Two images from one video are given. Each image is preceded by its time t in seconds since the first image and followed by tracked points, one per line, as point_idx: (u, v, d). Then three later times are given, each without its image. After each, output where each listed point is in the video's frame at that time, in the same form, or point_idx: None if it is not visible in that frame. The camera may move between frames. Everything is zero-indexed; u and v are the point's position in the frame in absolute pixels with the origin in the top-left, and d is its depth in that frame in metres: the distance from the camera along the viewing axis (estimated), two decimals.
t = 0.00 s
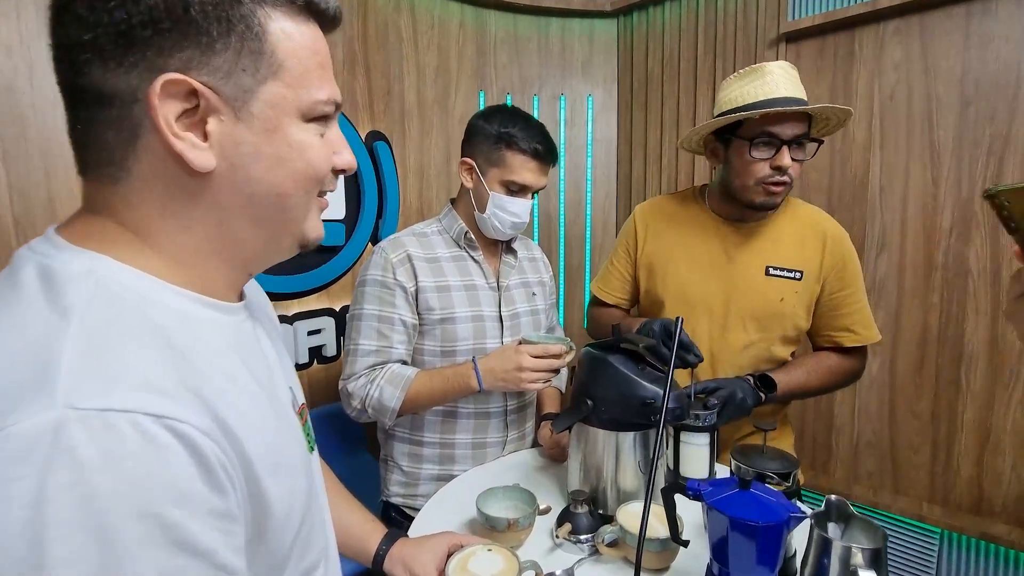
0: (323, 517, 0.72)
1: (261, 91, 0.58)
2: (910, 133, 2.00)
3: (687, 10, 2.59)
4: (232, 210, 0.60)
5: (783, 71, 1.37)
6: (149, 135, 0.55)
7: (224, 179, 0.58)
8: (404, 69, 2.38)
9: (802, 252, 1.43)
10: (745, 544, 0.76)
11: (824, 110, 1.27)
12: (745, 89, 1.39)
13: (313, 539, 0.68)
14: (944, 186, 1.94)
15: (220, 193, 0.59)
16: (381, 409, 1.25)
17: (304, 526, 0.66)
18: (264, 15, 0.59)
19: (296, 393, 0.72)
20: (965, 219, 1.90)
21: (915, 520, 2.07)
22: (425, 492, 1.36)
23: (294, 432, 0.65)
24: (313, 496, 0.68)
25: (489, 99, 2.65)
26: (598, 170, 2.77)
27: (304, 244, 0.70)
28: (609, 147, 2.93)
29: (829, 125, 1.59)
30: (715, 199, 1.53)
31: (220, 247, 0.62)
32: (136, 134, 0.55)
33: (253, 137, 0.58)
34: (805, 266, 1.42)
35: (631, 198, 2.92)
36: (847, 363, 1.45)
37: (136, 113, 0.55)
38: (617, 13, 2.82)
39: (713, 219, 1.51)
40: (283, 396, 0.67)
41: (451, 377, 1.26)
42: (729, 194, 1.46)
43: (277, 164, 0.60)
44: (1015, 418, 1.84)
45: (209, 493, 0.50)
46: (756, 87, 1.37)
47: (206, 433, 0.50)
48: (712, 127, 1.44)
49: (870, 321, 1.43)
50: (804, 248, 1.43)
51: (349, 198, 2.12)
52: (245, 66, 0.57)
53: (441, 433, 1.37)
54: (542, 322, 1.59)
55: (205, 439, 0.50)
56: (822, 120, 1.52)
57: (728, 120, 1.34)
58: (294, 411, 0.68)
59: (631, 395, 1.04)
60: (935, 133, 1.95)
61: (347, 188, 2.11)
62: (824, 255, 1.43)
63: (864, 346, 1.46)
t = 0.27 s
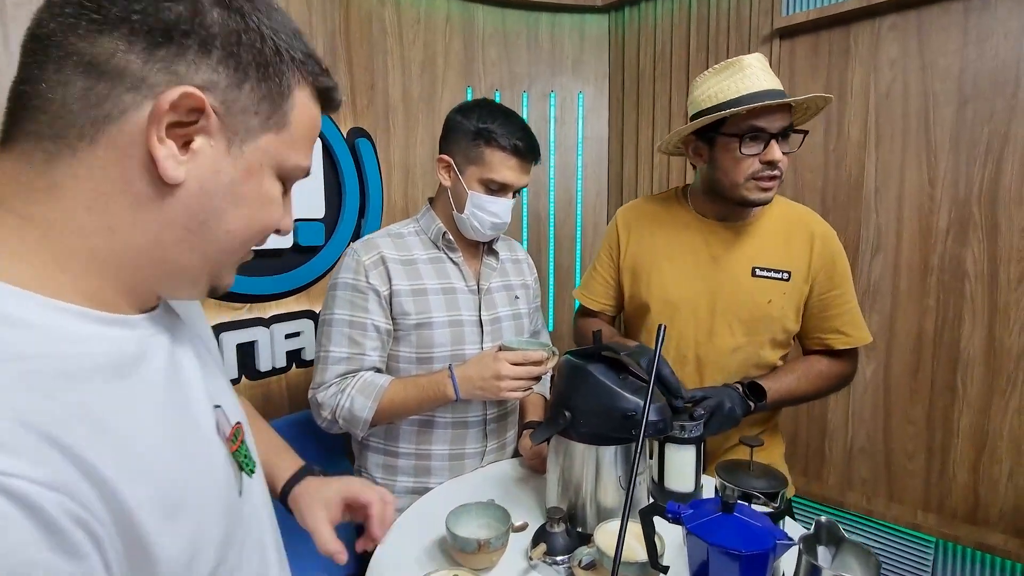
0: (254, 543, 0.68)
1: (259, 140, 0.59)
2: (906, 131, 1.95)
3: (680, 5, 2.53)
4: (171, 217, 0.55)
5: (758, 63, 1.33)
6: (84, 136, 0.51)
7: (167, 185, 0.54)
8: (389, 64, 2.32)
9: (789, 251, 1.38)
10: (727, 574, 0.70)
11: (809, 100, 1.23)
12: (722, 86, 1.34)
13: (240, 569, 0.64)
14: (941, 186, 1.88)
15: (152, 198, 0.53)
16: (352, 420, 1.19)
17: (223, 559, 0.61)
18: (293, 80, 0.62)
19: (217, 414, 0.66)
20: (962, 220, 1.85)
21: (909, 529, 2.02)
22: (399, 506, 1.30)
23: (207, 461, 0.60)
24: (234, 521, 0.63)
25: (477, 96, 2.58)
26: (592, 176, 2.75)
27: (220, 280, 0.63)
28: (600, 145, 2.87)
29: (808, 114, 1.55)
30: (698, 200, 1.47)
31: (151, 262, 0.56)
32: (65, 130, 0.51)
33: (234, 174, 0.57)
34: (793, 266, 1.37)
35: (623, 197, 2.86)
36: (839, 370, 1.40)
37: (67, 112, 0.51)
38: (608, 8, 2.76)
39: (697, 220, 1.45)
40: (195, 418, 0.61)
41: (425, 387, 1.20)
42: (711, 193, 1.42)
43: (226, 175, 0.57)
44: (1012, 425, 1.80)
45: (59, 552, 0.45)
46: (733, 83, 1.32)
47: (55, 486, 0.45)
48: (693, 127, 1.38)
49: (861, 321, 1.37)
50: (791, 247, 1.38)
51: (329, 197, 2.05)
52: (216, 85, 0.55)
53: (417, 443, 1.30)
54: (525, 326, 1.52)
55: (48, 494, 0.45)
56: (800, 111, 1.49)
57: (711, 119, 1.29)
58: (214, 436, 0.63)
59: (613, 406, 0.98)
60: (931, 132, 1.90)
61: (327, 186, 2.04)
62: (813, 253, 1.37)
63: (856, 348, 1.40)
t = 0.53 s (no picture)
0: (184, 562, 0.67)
1: (204, 158, 0.55)
2: (900, 131, 1.91)
3: (672, 3, 2.49)
4: (98, 228, 0.50)
5: (733, 60, 1.29)
6: None
7: (100, 199, 0.50)
8: (375, 62, 2.27)
9: (776, 253, 1.33)
10: None
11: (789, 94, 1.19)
12: (697, 84, 1.30)
13: None
14: (936, 188, 1.85)
15: (74, 198, 0.49)
16: (322, 430, 1.14)
17: None
18: (248, 102, 0.59)
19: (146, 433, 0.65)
20: (957, 223, 1.81)
21: (903, 538, 1.98)
22: (374, 519, 1.25)
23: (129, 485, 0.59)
24: (163, 542, 0.63)
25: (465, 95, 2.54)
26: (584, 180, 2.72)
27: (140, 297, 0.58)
28: (591, 145, 2.82)
29: (790, 109, 1.51)
30: (681, 201, 1.44)
31: (74, 274, 0.52)
32: None
33: (172, 190, 0.53)
34: (781, 267, 1.32)
35: (614, 198, 2.82)
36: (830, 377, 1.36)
37: None
38: (600, 6, 2.72)
39: (681, 221, 1.41)
40: (121, 439, 0.60)
41: (399, 396, 1.14)
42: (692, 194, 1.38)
43: (168, 197, 0.53)
44: (1008, 432, 1.76)
45: None
46: (707, 81, 1.29)
47: None
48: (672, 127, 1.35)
49: (851, 324, 1.33)
50: (778, 248, 1.34)
51: (311, 197, 2.00)
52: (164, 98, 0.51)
53: (393, 454, 1.25)
54: (509, 331, 1.44)
55: None
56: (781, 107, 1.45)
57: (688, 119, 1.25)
58: (141, 457, 0.62)
59: (592, 418, 0.93)
60: (926, 133, 1.86)
61: (309, 186, 1.99)
62: (801, 254, 1.33)
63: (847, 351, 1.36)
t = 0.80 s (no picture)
0: None
1: (126, 132, 0.53)
2: (893, 135, 1.88)
3: (663, 6, 2.47)
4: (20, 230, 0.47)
5: (716, 63, 1.26)
6: None
7: (6, 188, 0.48)
8: (363, 63, 2.24)
9: (763, 259, 1.30)
10: None
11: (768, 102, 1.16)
12: (678, 88, 1.28)
13: None
14: (929, 193, 1.82)
15: None
16: (296, 442, 1.10)
17: None
18: (171, 71, 0.57)
19: (91, 452, 0.64)
20: (951, 229, 1.78)
21: (897, 549, 1.95)
22: (350, 533, 1.21)
23: (63, 508, 0.57)
24: (102, 566, 0.62)
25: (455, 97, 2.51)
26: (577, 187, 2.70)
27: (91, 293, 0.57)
28: (583, 149, 2.79)
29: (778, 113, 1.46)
30: (665, 207, 1.41)
31: None
32: None
33: (92, 174, 0.51)
34: (768, 274, 1.29)
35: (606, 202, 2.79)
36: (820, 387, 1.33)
37: None
38: (592, 8, 2.70)
39: (665, 227, 1.38)
40: (57, 459, 0.59)
41: (375, 407, 1.10)
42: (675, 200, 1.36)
43: (105, 200, 0.52)
44: (1002, 442, 1.73)
45: None
46: (688, 85, 1.26)
47: None
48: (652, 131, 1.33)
49: (840, 332, 1.30)
50: (765, 255, 1.31)
51: (295, 200, 1.96)
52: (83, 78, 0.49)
53: (370, 466, 1.21)
54: (492, 338, 1.39)
55: None
56: (769, 111, 1.41)
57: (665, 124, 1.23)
58: (80, 478, 0.61)
59: (571, 429, 0.90)
60: (918, 138, 1.84)
61: (293, 188, 1.96)
62: (788, 260, 1.30)
63: (836, 360, 1.33)
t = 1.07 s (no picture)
0: None
1: None
2: (884, 143, 1.87)
3: (655, 12, 2.46)
4: None
5: (701, 67, 1.23)
6: None
7: None
8: (351, 67, 2.22)
9: (749, 267, 1.28)
10: None
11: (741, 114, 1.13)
12: (659, 89, 1.25)
13: None
14: (920, 201, 1.80)
15: None
16: (266, 455, 1.04)
17: None
18: None
19: (39, 463, 0.61)
20: (943, 238, 1.76)
21: (890, 563, 1.90)
22: (323, 549, 1.15)
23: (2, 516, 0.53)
24: None
25: (445, 103, 2.49)
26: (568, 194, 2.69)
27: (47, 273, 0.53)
28: (575, 155, 2.77)
29: (771, 128, 1.38)
30: (648, 213, 1.39)
31: None
32: None
33: None
34: (754, 282, 1.27)
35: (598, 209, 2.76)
36: (809, 399, 1.29)
37: None
38: (583, 15, 2.69)
39: (648, 234, 1.36)
40: None
41: (348, 417, 1.04)
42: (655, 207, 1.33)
43: (39, 187, 0.47)
44: (996, 455, 1.69)
45: None
46: (670, 87, 1.23)
47: None
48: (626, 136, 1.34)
49: (828, 342, 1.27)
50: (751, 262, 1.28)
51: (279, 204, 1.93)
52: None
53: (345, 479, 1.16)
54: (476, 351, 1.34)
55: None
56: (758, 125, 1.36)
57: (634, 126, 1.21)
58: (23, 488, 0.56)
59: (545, 444, 0.86)
60: (909, 145, 1.82)
61: (277, 193, 1.92)
62: (774, 268, 1.27)
63: (825, 371, 1.29)
